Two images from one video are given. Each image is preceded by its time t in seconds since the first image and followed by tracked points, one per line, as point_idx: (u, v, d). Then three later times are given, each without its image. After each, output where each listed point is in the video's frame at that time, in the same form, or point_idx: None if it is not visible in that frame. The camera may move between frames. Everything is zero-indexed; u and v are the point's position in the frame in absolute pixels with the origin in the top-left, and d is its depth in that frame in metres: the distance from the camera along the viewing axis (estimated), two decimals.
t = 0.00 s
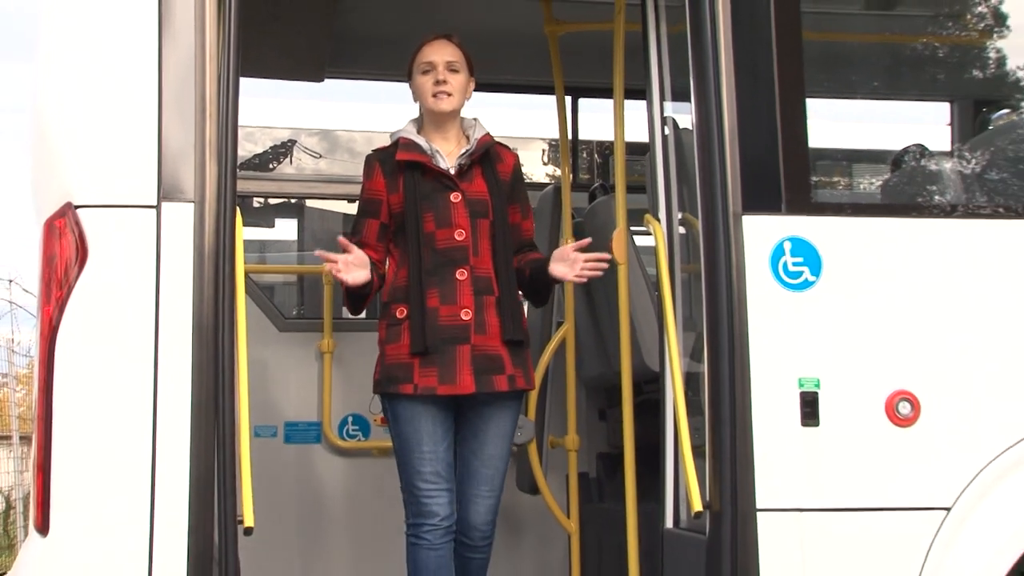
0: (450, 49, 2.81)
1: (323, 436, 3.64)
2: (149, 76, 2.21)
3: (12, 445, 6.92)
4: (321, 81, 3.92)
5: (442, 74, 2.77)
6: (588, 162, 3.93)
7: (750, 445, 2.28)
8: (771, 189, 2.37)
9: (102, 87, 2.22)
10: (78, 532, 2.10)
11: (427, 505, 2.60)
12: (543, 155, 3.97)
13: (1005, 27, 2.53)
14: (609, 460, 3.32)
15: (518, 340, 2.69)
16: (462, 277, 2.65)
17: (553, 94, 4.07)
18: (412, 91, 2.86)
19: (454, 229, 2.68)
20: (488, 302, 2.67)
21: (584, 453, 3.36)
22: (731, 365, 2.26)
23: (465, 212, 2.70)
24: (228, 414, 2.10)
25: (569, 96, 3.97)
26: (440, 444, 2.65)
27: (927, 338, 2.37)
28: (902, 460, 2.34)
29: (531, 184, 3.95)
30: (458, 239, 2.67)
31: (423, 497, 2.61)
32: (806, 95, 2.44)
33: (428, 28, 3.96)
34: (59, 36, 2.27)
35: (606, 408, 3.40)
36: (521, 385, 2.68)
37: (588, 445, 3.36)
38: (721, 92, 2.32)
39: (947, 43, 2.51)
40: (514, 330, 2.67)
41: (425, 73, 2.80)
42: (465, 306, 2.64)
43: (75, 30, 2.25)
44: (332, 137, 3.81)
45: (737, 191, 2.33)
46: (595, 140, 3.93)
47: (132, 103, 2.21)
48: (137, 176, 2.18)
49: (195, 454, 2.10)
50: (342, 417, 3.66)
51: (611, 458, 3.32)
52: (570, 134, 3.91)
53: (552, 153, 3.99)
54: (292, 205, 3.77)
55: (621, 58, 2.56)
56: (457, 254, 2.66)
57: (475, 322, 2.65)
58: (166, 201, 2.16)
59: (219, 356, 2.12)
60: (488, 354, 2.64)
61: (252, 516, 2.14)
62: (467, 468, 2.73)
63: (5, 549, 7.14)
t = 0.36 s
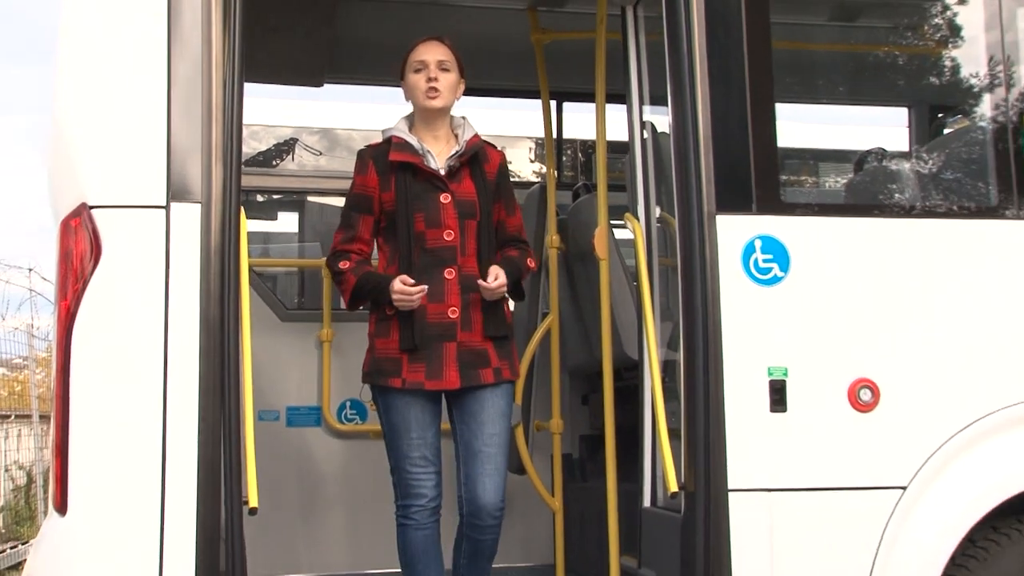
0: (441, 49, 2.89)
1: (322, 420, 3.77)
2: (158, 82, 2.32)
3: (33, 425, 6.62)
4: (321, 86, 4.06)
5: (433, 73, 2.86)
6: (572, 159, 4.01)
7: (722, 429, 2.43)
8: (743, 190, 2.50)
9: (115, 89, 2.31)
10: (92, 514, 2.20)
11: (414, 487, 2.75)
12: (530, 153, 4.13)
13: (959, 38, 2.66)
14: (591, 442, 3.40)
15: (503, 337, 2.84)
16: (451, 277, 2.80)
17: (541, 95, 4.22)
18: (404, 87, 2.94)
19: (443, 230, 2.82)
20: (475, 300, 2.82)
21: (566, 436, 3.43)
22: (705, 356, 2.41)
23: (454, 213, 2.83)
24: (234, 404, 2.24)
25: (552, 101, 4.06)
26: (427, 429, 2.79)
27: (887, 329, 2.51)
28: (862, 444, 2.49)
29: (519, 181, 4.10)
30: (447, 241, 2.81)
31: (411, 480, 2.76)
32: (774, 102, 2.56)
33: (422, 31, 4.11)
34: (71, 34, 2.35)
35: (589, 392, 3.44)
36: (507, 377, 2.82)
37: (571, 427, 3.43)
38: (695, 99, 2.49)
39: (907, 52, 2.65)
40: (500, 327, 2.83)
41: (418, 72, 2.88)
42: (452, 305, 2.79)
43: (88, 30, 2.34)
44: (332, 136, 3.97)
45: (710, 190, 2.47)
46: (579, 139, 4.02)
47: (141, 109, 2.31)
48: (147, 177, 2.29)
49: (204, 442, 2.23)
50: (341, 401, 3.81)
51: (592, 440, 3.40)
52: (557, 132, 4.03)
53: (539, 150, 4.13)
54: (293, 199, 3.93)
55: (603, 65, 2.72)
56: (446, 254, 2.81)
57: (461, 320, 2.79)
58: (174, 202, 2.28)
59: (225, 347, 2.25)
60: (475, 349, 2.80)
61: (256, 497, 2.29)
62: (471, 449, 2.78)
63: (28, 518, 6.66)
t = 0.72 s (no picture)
0: (432, 48, 2.98)
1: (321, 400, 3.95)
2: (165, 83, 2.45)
3: (50, 401, 6.68)
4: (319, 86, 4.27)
5: (421, 74, 2.95)
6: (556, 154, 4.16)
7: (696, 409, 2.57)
8: (716, 186, 2.64)
9: (125, 89, 2.44)
10: (106, 487, 2.36)
11: (409, 465, 2.91)
12: (515, 148, 4.29)
13: (916, 43, 2.81)
14: (574, 420, 3.60)
15: (491, 319, 2.98)
16: (437, 265, 2.94)
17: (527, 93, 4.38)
18: (393, 85, 3.04)
19: (428, 220, 2.96)
20: (462, 285, 2.96)
21: (550, 414, 3.62)
22: (680, 340, 2.55)
23: (438, 203, 2.97)
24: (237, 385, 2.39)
25: (538, 101, 4.20)
26: (421, 409, 2.95)
27: (848, 318, 2.67)
28: (822, 423, 2.65)
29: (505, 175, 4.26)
30: (432, 230, 2.95)
31: (407, 457, 2.92)
32: (745, 100, 2.70)
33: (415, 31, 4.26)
34: (84, 36, 2.47)
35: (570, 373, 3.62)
36: (496, 357, 2.95)
37: (554, 407, 3.61)
38: (671, 101, 2.62)
39: (868, 56, 2.80)
40: (487, 310, 2.95)
41: (409, 70, 2.98)
42: (439, 291, 2.93)
43: (99, 32, 2.46)
44: (330, 131, 4.15)
45: (686, 186, 2.61)
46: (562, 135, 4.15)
47: (149, 109, 2.44)
48: (156, 174, 2.42)
49: (209, 421, 2.37)
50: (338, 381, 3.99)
51: (575, 419, 3.59)
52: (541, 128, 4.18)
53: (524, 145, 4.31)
54: (294, 189, 4.09)
55: (585, 66, 2.87)
56: (432, 243, 2.95)
57: (448, 305, 2.93)
58: (181, 197, 2.41)
59: (229, 333, 2.39)
60: (462, 332, 2.93)
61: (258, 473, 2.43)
62: (457, 429, 2.97)
63: (48, 487, 6.73)
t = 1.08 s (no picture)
0: (428, 52, 3.12)
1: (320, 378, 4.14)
2: (172, 81, 2.54)
3: (67, 375, 6.94)
4: (318, 83, 4.45)
5: (417, 83, 3.09)
6: (540, 147, 4.27)
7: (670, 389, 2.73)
8: (689, 181, 2.79)
9: (134, 86, 2.53)
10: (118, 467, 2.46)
11: (406, 440, 3.07)
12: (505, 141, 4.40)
13: (874, 48, 2.96)
14: (555, 397, 3.80)
15: (484, 305, 3.14)
16: (434, 254, 3.11)
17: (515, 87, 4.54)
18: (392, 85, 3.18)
19: (426, 212, 3.13)
20: (457, 274, 3.14)
21: (534, 392, 3.81)
22: (656, 322, 2.72)
23: (435, 196, 3.15)
24: (240, 367, 2.49)
25: (523, 98, 4.34)
26: (418, 388, 3.11)
27: (812, 302, 2.84)
28: (786, 401, 2.81)
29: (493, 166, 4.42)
30: (429, 222, 3.13)
31: (405, 433, 3.07)
32: (716, 98, 2.85)
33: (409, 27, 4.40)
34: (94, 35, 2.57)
35: (553, 354, 3.81)
36: (489, 341, 3.13)
37: (538, 384, 3.82)
38: (648, 102, 2.78)
39: (831, 59, 2.94)
40: (480, 297, 3.12)
41: (406, 75, 3.11)
42: (435, 279, 3.10)
43: (110, 32, 2.55)
44: (329, 124, 4.32)
45: (660, 180, 2.76)
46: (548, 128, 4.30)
47: (157, 106, 2.53)
48: (163, 168, 2.51)
49: (214, 402, 2.47)
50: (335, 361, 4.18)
51: (556, 396, 3.80)
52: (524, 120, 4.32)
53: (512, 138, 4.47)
54: (294, 177, 4.27)
55: (567, 66, 3.07)
56: (428, 234, 3.12)
57: (444, 293, 3.11)
58: (187, 191, 2.50)
59: (232, 319, 2.49)
60: (457, 318, 3.11)
61: (262, 451, 2.53)
62: (447, 406, 3.15)
63: (68, 457, 7.27)
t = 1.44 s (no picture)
0: (423, 47, 3.22)
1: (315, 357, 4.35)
2: (173, 76, 2.62)
3: (80, 352, 7.79)
4: (313, 80, 4.67)
5: (415, 75, 3.19)
6: (521, 139, 4.43)
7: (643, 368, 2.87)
8: (661, 173, 2.94)
9: (136, 81, 2.60)
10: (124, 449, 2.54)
11: (399, 416, 3.18)
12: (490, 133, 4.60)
13: (831, 49, 3.16)
14: (536, 373, 4.00)
15: (474, 289, 3.23)
16: (428, 241, 3.19)
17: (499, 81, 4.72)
18: (389, 82, 3.28)
19: (422, 201, 3.20)
20: (450, 259, 3.22)
21: (516, 368, 4.02)
22: (630, 305, 2.86)
23: (430, 185, 3.22)
24: (242, 349, 2.59)
25: (506, 93, 4.51)
26: (411, 366, 3.21)
27: (773, 284, 3.01)
28: (749, 378, 2.98)
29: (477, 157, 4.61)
30: (425, 210, 3.20)
31: (397, 409, 3.19)
32: (686, 96, 3.02)
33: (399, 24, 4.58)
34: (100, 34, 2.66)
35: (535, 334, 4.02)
36: (478, 324, 3.23)
37: (520, 362, 4.02)
38: (621, 95, 2.94)
39: (792, 59, 3.14)
40: (471, 281, 3.20)
41: (402, 69, 3.21)
42: (429, 264, 3.18)
43: (116, 29, 2.63)
44: (324, 116, 4.53)
45: (634, 171, 2.91)
46: (529, 120, 4.49)
47: (158, 102, 2.60)
48: (165, 160, 2.58)
49: (217, 383, 2.57)
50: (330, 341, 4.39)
51: (537, 373, 4.00)
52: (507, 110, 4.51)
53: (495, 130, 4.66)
54: (290, 165, 4.46)
55: (547, 63, 3.27)
56: (423, 221, 3.20)
57: (438, 277, 3.19)
58: (190, 182, 2.59)
59: (233, 303, 2.59)
60: (449, 301, 3.20)
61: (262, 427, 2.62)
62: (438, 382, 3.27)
63: (81, 426, 7.89)
